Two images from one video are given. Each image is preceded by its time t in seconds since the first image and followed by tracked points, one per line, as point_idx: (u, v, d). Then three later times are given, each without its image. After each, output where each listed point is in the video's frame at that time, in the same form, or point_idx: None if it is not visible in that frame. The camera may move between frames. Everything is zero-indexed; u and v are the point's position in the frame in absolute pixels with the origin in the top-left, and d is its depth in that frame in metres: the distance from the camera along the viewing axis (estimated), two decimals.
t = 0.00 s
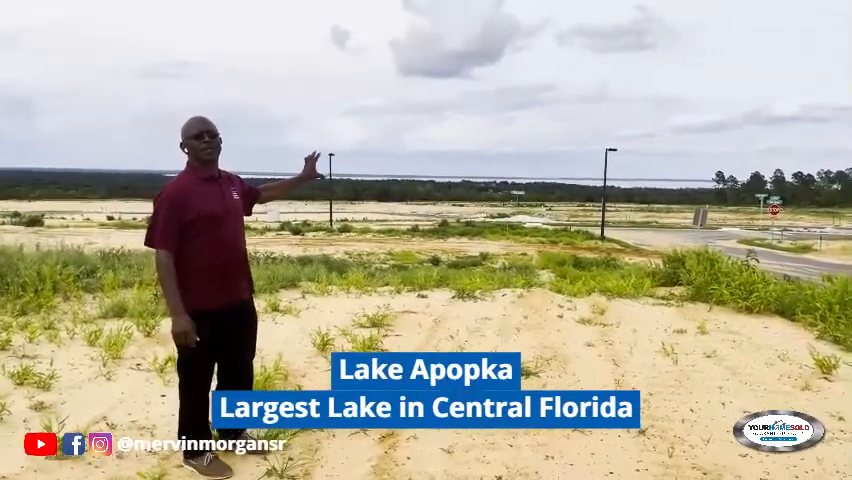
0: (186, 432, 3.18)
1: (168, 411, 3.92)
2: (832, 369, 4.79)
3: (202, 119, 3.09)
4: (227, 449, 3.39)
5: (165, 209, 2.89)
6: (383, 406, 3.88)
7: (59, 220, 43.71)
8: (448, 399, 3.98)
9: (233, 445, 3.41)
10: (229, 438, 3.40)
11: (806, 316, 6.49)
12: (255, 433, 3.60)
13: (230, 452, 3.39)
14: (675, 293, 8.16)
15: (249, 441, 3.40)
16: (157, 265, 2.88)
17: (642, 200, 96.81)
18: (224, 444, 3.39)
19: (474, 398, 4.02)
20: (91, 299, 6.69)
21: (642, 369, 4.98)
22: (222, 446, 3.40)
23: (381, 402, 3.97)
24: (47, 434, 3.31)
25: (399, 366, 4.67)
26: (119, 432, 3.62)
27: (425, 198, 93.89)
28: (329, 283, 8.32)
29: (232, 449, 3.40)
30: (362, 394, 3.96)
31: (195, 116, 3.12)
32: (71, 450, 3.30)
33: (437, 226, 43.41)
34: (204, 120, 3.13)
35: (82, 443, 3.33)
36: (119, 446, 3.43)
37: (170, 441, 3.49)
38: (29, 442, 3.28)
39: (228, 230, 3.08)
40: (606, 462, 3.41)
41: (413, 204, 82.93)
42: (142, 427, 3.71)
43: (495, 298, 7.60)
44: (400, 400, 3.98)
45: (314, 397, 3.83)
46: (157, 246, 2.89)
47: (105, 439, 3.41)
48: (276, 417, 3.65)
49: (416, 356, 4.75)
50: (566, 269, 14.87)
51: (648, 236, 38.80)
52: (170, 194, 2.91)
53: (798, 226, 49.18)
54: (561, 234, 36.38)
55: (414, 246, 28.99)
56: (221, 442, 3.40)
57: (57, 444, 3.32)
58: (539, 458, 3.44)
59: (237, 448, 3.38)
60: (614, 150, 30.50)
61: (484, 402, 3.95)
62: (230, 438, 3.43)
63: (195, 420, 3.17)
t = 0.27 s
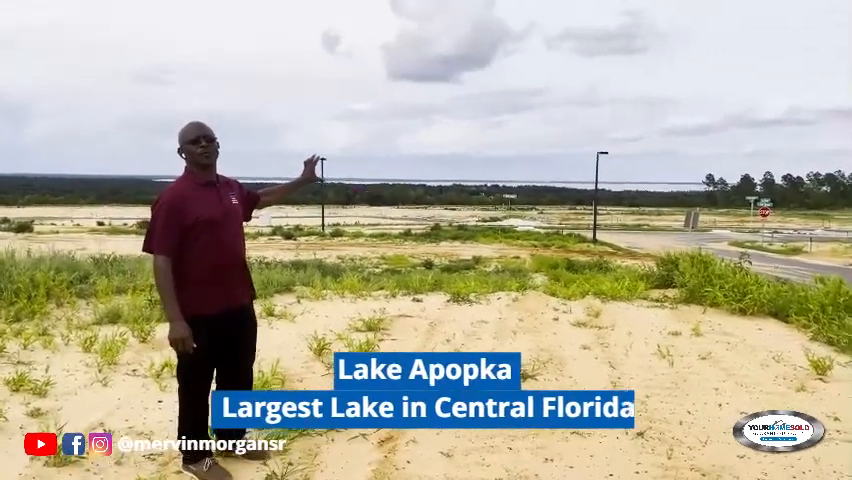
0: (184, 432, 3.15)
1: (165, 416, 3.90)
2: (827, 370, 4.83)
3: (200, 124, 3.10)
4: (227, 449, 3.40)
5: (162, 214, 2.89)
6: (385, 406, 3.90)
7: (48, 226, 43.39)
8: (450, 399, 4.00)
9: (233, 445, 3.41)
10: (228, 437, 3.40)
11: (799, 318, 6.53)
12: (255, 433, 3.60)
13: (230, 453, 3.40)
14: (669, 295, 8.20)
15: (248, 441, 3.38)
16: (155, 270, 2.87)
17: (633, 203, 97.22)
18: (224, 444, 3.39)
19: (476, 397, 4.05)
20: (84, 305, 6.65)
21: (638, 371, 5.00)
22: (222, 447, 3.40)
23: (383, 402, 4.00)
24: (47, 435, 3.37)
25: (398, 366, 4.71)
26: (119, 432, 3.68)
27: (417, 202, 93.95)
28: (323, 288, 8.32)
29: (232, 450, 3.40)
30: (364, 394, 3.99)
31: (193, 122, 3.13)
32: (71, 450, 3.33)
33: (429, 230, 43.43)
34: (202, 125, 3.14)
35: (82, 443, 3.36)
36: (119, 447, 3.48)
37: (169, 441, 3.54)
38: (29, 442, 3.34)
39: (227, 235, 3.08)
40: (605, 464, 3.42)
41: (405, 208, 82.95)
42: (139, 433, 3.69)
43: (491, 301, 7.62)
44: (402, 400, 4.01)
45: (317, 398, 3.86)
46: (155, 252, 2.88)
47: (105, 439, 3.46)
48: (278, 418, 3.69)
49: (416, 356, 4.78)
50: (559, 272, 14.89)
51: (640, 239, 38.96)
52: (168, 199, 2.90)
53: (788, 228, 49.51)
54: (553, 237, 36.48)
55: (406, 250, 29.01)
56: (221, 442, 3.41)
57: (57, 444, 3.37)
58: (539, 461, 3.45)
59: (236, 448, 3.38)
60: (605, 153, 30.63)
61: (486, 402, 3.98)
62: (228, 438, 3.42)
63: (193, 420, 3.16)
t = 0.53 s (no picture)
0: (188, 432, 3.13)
1: (162, 424, 3.89)
2: (821, 374, 4.87)
3: (200, 131, 3.11)
4: (227, 449, 3.40)
5: (163, 220, 2.89)
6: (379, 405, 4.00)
7: (38, 233, 43.06)
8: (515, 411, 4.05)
9: (232, 445, 3.40)
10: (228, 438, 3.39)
11: (792, 322, 6.58)
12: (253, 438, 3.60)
13: (230, 453, 3.40)
14: (662, 300, 8.23)
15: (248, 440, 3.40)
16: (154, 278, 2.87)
17: (625, 208, 97.57)
18: (223, 444, 3.39)
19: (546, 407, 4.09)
20: (78, 313, 6.62)
21: (634, 376, 5.01)
22: (222, 447, 3.40)
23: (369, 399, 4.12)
24: (47, 435, 3.47)
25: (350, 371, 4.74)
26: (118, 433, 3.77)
27: (409, 208, 93.98)
28: (318, 294, 8.31)
29: (231, 450, 3.41)
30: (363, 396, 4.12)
31: (192, 129, 3.14)
32: (70, 450, 3.44)
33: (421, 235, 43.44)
34: (201, 132, 3.15)
35: (81, 443, 3.47)
36: (119, 446, 3.58)
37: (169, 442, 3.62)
38: (30, 442, 3.43)
39: (226, 243, 3.09)
40: (603, 469, 3.43)
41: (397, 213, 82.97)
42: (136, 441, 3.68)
43: (485, 307, 7.63)
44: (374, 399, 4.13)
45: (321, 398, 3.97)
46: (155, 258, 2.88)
47: (105, 439, 3.57)
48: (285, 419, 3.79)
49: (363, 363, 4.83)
50: (553, 277, 14.90)
51: (632, 243, 39.07)
52: (169, 206, 2.90)
53: (779, 232, 49.81)
54: (545, 242, 36.56)
55: (399, 256, 29.00)
56: (220, 443, 3.40)
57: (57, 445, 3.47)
58: (537, 466, 3.46)
59: (236, 448, 3.38)
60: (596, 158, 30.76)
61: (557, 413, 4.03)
62: (227, 438, 3.41)
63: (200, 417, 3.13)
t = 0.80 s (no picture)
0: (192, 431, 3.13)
1: (158, 433, 3.88)
2: (815, 380, 4.90)
3: (202, 142, 3.11)
4: (227, 449, 3.34)
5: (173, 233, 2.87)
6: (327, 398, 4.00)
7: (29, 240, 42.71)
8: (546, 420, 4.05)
9: (233, 445, 3.36)
10: (228, 437, 3.34)
11: (787, 328, 6.62)
12: (251, 454, 3.57)
13: (230, 453, 3.35)
14: (657, 306, 8.26)
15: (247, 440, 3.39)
16: (165, 291, 2.84)
17: (618, 213, 97.87)
18: (224, 444, 3.34)
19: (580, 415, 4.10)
20: (72, 321, 6.60)
21: (629, 383, 5.03)
22: (221, 447, 3.35)
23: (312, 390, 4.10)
24: (46, 436, 3.63)
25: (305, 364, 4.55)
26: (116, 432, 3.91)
27: (402, 214, 93.95)
28: (313, 301, 8.30)
29: (231, 451, 3.36)
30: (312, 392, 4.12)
31: (193, 139, 3.13)
32: (70, 450, 3.61)
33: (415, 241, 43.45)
34: (201, 143, 3.15)
35: (81, 443, 3.64)
36: (118, 447, 3.70)
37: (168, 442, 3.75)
38: (29, 442, 3.59)
39: (229, 253, 3.10)
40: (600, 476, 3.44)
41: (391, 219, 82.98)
42: (134, 450, 3.68)
43: (480, 313, 7.63)
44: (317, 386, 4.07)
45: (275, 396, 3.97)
46: (166, 271, 2.86)
47: (104, 440, 3.71)
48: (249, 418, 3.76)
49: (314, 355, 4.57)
50: (547, 283, 14.93)
51: (625, 249, 39.20)
52: (179, 217, 2.89)
53: (771, 237, 50.09)
54: (539, 248, 36.63)
55: (393, 262, 28.96)
56: (220, 443, 3.35)
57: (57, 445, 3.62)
58: (534, 474, 3.47)
59: (236, 448, 3.35)
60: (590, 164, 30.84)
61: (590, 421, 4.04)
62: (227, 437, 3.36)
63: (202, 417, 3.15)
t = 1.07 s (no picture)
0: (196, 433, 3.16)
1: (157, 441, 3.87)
2: (810, 386, 4.93)
3: (204, 153, 3.14)
4: (227, 449, 3.28)
5: (187, 243, 2.88)
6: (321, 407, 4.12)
7: (22, 247, 42.49)
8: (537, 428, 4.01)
9: (233, 445, 3.30)
10: (229, 437, 3.28)
11: (781, 334, 6.66)
12: (248, 465, 3.56)
13: (231, 452, 3.29)
14: (652, 312, 8.30)
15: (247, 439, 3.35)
16: (184, 301, 2.83)
17: (612, 219, 98.14)
18: (224, 444, 3.27)
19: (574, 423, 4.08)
20: (69, 329, 6.58)
21: (626, 389, 5.05)
22: (221, 447, 3.28)
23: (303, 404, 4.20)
24: (46, 436, 3.73)
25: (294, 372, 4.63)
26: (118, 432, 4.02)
27: (397, 220, 93.93)
28: (309, 308, 8.31)
29: (231, 450, 3.31)
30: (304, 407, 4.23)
31: (194, 150, 3.15)
32: (70, 450, 3.70)
33: (410, 247, 43.47)
34: (201, 154, 3.17)
35: (81, 443, 3.74)
36: (118, 446, 3.80)
37: (168, 442, 3.85)
38: (30, 442, 3.70)
39: (234, 262, 3.14)
40: None
41: (386, 225, 83.00)
42: (132, 460, 3.67)
43: (477, 320, 7.65)
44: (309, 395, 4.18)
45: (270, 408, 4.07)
46: (181, 281, 2.86)
47: (104, 440, 3.81)
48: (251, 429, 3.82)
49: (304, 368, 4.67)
50: (542, 289, 14.94)
51: (620, 254, 39.32)
52: (191, 227, 2.91)
53: (765, 242, 50.34)
54: (534, 254, 36.70)
55: (388, 268, 28.95)
56: (220, 443, 3.27)
57: (56, 446, 3.72)
58: None
59: (236, 447, 3.30)
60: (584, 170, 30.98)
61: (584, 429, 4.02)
62: (227, 438, 3.29)
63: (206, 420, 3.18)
